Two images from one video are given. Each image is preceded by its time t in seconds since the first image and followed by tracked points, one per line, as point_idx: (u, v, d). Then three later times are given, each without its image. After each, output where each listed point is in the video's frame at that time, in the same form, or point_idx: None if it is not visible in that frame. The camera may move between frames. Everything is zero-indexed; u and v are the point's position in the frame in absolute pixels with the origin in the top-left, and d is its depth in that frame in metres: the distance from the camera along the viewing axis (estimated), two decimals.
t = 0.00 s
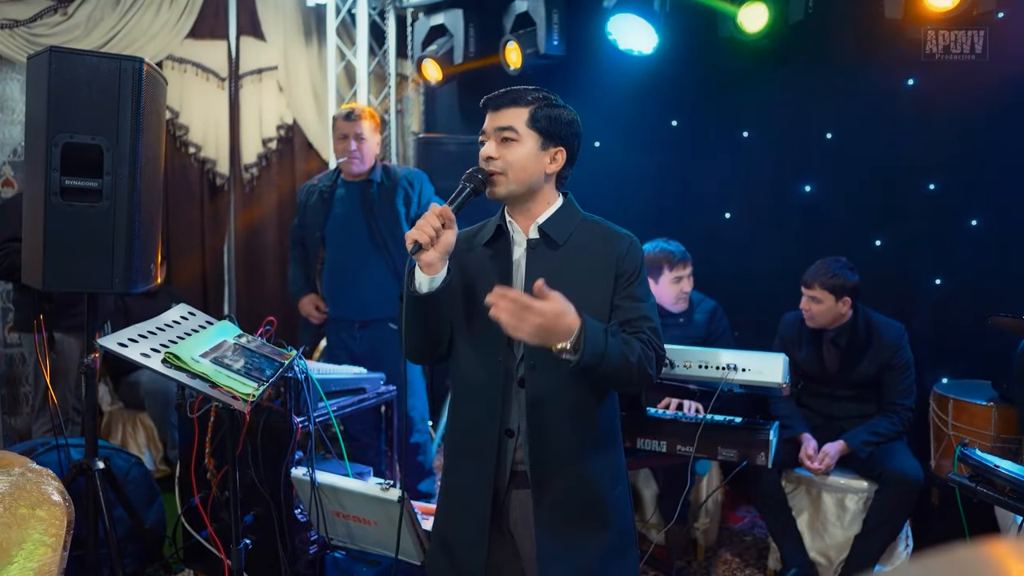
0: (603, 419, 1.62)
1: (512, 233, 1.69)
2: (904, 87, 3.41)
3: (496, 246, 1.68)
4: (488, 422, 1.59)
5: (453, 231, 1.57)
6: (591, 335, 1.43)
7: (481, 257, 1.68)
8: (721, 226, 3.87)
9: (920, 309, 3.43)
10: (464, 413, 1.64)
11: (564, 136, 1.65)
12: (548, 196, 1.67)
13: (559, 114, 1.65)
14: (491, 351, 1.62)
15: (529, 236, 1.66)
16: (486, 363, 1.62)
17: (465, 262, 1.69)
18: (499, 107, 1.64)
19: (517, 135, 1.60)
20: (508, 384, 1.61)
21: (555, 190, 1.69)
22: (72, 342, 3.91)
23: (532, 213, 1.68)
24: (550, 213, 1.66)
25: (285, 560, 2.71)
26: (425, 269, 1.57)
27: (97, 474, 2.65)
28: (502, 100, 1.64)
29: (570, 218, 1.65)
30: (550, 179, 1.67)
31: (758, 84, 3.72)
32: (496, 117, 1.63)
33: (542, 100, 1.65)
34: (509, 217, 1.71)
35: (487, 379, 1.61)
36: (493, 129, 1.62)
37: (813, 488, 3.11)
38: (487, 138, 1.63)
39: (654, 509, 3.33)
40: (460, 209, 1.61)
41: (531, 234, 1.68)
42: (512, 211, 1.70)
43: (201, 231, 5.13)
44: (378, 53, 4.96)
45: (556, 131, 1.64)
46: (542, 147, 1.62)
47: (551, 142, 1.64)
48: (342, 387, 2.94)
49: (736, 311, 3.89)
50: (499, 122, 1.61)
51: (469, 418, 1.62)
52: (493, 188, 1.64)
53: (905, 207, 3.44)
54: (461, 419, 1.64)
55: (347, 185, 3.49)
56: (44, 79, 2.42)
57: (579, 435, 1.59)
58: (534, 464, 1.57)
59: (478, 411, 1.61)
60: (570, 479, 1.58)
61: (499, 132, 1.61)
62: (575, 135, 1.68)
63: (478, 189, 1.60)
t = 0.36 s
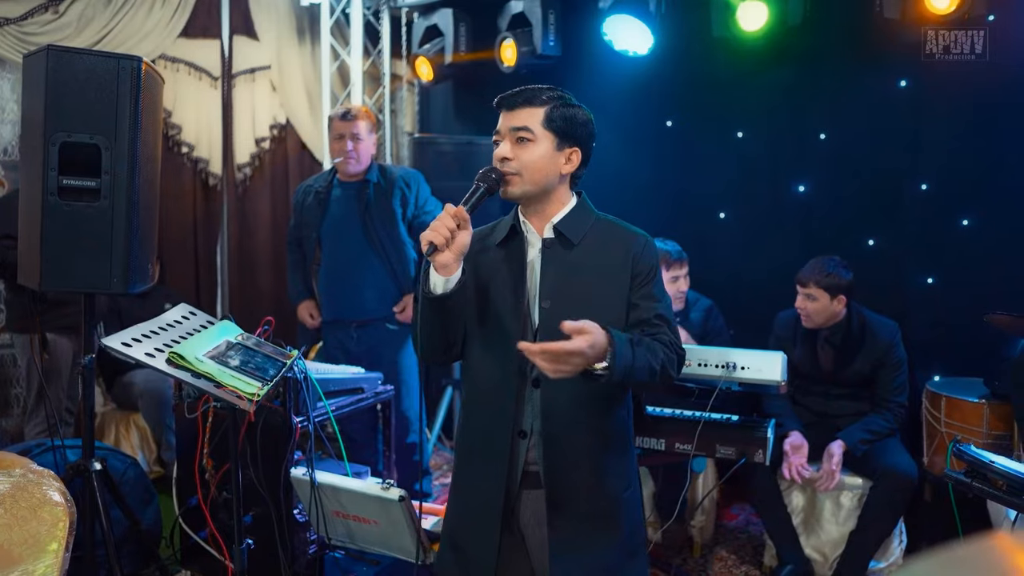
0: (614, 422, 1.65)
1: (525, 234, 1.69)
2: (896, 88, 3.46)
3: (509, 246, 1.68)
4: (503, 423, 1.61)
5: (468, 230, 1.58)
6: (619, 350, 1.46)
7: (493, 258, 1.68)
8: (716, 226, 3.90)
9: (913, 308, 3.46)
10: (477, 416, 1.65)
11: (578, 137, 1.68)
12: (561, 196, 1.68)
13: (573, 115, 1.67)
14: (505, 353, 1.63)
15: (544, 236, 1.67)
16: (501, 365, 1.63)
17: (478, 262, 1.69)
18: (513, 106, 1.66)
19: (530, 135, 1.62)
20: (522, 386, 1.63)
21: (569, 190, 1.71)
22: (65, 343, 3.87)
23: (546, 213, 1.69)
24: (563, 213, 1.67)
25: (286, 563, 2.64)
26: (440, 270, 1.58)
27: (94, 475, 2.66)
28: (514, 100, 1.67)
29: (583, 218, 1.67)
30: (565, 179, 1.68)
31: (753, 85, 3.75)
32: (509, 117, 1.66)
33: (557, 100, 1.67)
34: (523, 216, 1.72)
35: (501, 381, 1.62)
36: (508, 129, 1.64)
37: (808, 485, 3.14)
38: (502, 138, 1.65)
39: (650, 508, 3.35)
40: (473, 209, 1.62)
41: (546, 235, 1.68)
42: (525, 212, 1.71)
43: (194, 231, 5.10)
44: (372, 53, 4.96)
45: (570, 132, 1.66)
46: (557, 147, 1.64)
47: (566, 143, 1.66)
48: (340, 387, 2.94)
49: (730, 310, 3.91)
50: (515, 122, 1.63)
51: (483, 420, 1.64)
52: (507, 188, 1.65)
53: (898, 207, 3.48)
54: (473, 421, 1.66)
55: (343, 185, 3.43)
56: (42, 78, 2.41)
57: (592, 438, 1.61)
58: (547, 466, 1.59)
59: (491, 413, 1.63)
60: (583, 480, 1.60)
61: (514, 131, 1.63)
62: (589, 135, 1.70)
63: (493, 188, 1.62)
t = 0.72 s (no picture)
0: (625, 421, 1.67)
1: (538, 234, 1.74)
2: (884, 90, 3.51)
3: (521, 249, 1.72)
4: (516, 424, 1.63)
5: (482, 240, 1.59)
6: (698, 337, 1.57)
7: (507, 262, 1.71)
8: (708, 226, 3.94)
9: (902, 307, 3.52)
10: (490, 417, 1.68)
11: (591, 138, 1.72)
12: (573, 197, 1.73)
13: (587, 116, 1.71)
14: (518, 356, 1.65)
15: (557, 237, 1.71)
16: (514, 367, 1.65)
17: (491, 266, 1.72)
18: (528, 106, 1.68)
19: (545, 136, 1.65)
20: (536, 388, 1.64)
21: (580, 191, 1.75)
22: (55, 344, 3.84)
23: (558, 215, 1.72)
24: (575, 214, 1.71)
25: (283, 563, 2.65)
26: (455, 279, 1.61)
27: (89, 477, 2.63)
28: (528, 100, 1.69)
29: (594, 221, 1.70)
30: (578, 180, 1.73)
31: (744, 87, 3.78)
32: (523, 116, 1.68)
33: (571, 101, 1.70)
34: (534, 218, 1.75)
35: (515, 382, 1.64)
36: (523, 130, 1.67)
37: (800, 482, 3.19)
38: (516, 139, 1.67)
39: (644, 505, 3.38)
40: (490, 213, 1.62)
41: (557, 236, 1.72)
42: (537, 213, 1.74)
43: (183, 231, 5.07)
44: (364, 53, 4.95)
45: (584, 133, 1.70)
46: (572, 148, 1.68)
47: (580, 145, 1.70)
48: (337, 387, 2.93)
49: (721, 310, 3.95)
50: (530, 123, 1.66)
51: (495, 422, 1.66)
52: (520, 189, 1.68)
53: (887, 208, 3.54)
54: (486, 422, 1.68)
55: (338, 187, 3.42)
56: (36, 78, 2.39)
57: (603, 437, 1.64)
58: (560, 466, 1.61)
59: (504, 414, 1.65)
60: (594, 479, 1.63)
61: (529, 133, 1.66)
62: (601, 136, 1.74)
63: (506, 193, 1.64)
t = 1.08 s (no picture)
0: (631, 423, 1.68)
1: (546, 235, 1.75)
2: (871, 93, 3.56)
3: (529, 249, 1.73)
4: (523, 425, 1.64)
5: (496, 237, 1.61)
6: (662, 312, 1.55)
7: (514, 262, 1.72)
8: (698, 226, 3.98)
9: (889, 306, 3.58)
10: (497, 417, 1.68)
11: (603, 139, 1.73)
12: (582, 199, 1.76)
13: (597, 117, 1.72)
14: (526, 356, 1.66)
15: (564, 238, 1.75)
16: (522, 368, 1.66)
17: (496, 265, 1.73)
18: (539, 108, 1.69)
19: (556, 137, 1.67)
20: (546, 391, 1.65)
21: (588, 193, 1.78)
22: (40, 346, 3.79)
23: (567, 217, 1.76)
24: (584, 216, 1.75)
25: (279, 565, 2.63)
26: (468, 275, 1.62)
27: (82, 481, 2.60)
28: (539, 102, 1.70)
29: (602, 223, 1.75)
30: (588, 181, 1.75)
31: (734, 89, 3.82)
32: (534, 118, 1.69)
33: (581, 103, 1.71)
34: (543, 219, 1.77)
35: (523, 383, 1.65)
36: (534, 131, 1.68)
37: (791, 479, 3.24)
38: (527, 141, 1.68)
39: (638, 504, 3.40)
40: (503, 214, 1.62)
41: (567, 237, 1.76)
42: (546, 214, 1.76)
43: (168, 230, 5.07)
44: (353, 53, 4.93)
45: (595, 134, 1.71)
46: (583, 151, 1.69)
47: (591, 146, 1.71)
48: (333, 388, 2.92)
49: (711, 309, 4.00)
50: (542, 125, 1.67)
51: (503, 422, 1.67)
52: (532, 192, 1.69)
53: (874, 208, 3.60)
54: (493, 424, 1.69)
55: (330, 188, 3.39)
56: (28, 76, 2.37)
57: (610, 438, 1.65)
58: (568, 467, 1.62)
59: (512, 414, 1.65)
60: (601, 479, 1.64)
61: (540, 134, 1.67)
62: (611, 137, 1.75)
63: (519, 192, 1.63)
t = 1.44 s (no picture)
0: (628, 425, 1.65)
1: (537, 239, 1.72)
2: (855, 96, 3.62)
3: (520, 252, 1.70)
4: (517, 426, 1.62)
5: (483, 238, 1.58)
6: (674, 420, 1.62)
7: (505, 264, 1.70)
8: (684, 227, 4.01)
9: (872, 305, 3.65)
10: (490, 418, 1.66)
11: (587, 141, 1.71)
12: (572, 202, 1.73)
13: (582, 119, 1.70)
14: (518, 358, 1.63)
15: (557, 242, 1.70)
16: (516, 369, 1.63)
17: (488, 267, 1.71)
18: (523, 113, 1.67)
19: (541, 140, 1.64)
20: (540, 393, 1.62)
21: (577, 196, 1.75)
22: (20, 350, 3.71)
23: (558, 219, 1.72)
24: (575, 219, 1.71)
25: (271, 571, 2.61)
26: (456, 277, 1.59)
27: (70, 488, 2.56)
28: (523, 106, 1.68)
29: (595, 223, 1.70)
30: (575, 183, 1.72)
31: (720, 91, 3.87)
32: (518, 122, 1.67)
33: (566, 105, 1.68)
34: (533, 222, 1.74)
35: (515, 385, 1.63)
36: (519, 135, 1.66)
37: (778, 477, 3.27)
38: (512, 146, 1.66)
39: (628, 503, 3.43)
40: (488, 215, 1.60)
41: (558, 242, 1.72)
42: (536, 217, 1.74)
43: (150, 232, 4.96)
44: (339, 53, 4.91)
45: (580, 136, 1.69)
46: (568, 151, 1.66)
47: (576, 147, 1.68)
48: (324, 391, 2.90)
49: (698, 309, 4.03)
50: (525, 128, 1.65)
51: (496, 423, 1.64)
52: (518, 194, 1.66)
53: (858, 210, 3.66)
54: (486, 425, 1.67)
55: (320, 189, 3.36)
56: (14, 75, 2.32)
57: (608, 441, 1.62)
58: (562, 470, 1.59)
59: (504, 415, 1.63)
60: (598, 482, 1.61)
61: (525, 137, 1.65)
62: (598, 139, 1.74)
63: (505, 193, 1.62)
